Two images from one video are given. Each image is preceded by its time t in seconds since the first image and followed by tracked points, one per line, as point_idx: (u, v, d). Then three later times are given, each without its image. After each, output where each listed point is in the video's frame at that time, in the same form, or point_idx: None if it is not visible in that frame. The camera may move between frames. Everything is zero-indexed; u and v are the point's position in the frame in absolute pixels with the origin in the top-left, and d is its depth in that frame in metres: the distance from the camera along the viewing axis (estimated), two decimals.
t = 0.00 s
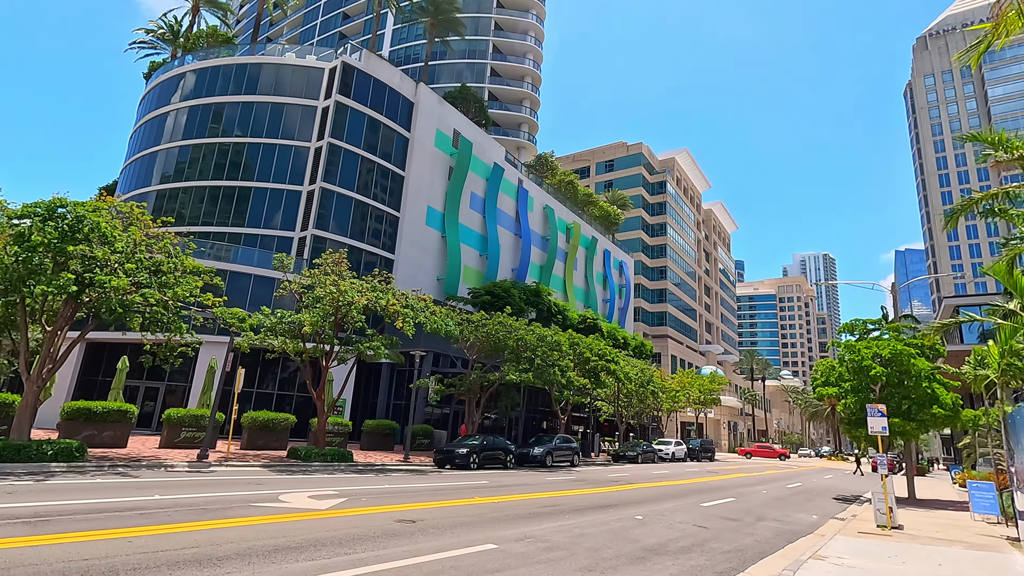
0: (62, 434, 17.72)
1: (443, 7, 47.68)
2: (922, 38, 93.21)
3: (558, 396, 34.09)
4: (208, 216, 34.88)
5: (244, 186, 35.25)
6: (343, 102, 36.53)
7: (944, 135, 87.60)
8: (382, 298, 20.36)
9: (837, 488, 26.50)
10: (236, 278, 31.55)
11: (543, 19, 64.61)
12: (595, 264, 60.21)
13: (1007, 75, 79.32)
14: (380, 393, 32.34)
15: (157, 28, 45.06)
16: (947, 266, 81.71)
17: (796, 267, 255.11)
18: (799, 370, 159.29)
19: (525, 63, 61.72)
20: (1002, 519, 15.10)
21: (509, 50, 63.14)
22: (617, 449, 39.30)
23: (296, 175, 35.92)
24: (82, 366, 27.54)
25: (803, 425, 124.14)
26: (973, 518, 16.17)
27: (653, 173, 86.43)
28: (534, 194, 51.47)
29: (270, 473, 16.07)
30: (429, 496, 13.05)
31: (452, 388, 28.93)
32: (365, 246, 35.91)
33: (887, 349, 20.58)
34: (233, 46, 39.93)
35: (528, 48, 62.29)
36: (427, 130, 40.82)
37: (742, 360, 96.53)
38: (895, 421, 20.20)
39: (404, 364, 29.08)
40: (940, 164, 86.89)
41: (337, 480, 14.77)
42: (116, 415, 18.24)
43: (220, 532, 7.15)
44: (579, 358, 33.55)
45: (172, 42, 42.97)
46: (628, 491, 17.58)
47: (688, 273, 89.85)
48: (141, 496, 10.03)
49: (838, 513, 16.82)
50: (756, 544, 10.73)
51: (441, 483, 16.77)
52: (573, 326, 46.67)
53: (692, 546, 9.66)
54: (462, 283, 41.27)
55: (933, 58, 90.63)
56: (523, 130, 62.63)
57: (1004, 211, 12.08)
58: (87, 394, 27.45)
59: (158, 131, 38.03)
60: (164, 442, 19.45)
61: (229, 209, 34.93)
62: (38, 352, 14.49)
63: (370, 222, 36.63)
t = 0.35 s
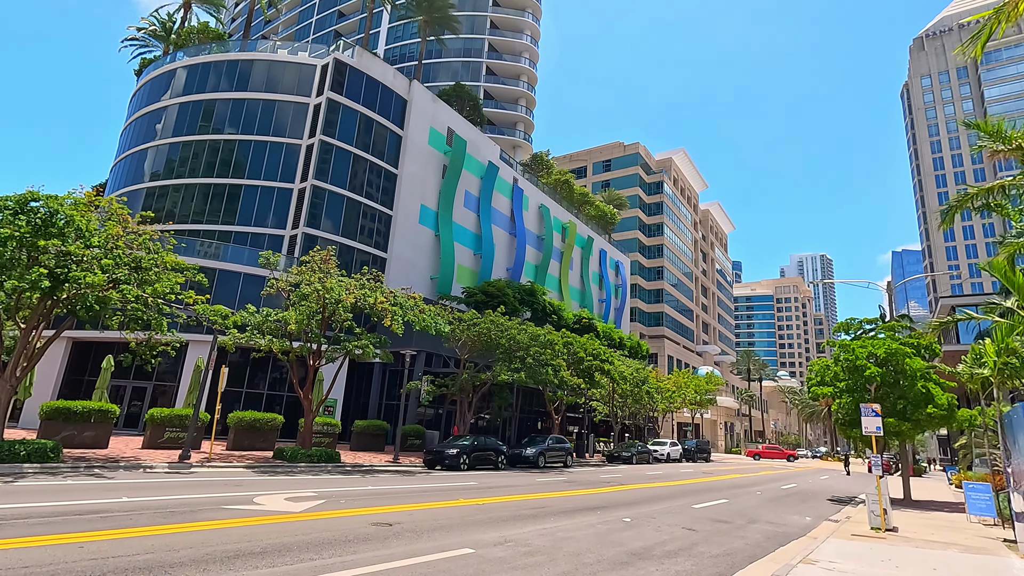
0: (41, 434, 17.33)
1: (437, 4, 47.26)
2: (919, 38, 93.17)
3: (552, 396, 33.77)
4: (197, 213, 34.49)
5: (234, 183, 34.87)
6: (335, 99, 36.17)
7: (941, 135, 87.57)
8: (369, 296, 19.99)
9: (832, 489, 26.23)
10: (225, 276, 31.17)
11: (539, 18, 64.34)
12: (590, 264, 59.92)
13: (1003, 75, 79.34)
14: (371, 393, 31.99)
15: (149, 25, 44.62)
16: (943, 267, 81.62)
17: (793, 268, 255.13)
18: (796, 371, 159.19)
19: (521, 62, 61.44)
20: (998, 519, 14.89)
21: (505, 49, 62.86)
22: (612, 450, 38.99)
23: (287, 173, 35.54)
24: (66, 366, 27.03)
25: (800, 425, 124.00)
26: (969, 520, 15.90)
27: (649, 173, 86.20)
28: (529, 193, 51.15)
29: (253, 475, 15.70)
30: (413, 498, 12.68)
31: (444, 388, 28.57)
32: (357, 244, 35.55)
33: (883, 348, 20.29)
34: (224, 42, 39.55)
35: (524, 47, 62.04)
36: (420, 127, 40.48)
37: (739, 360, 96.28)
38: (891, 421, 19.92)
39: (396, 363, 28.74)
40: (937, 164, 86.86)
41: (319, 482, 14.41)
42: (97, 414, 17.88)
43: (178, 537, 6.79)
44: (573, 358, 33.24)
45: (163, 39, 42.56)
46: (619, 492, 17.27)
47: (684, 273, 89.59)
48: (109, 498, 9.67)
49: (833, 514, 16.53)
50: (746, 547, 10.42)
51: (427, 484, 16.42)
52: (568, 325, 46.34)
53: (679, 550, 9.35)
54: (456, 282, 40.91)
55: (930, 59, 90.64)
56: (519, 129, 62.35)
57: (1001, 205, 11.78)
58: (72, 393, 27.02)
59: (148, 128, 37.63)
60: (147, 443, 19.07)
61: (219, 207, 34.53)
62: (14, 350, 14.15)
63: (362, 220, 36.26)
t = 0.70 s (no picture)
0: (21, 434, 16.95)
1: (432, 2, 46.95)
2: (917, 39, 93.03)
3: (547, 397, 33.43)
4: (189, 211, 34.15)
5: (227, 181, 34.51)
6: (329, 97, 35.86)
7: (939, 136, 87.40)
8: (359, 294, 19.62)
9: (831, 490, 25.88)
10: (215, 275, 30.81)
11: (536, 18, 64.09)
12: (588, 264, 59.59)
13: (1002, 76, 79.25)
14: (365, 394, 31.64)
15: (142, 23, 44.28)
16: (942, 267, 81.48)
17: (792, 270, 254.95)
18: (795, 373, 158.88)
19: (518, 61, 61.21)
20: (999, 521, 14.54)
21: (502, 48, 62.62)
22: (609, 451, 38.65)
23: (280, 171, 35.22)
24: (54, 366, 26.61)
25: (799, 427, 123.69)
26: (970, 521, 15.58)
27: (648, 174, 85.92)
28: (525, 193, 50.82)
29: (237, 476, 15.34)
30: (398, 499, 12.30)
31: (438, 388, 28.23)
32: (351, 243, 35.21)
33: (881, 347, 19.95)
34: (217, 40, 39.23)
35: (521, 46, 61.81)
36: (415, 126, 40.14)
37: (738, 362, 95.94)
38: (889, 420, 19.59)
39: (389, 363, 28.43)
40: (935, 165, 86.67)
41: (304, 483, 14.06)
42: (79, 414, 17.51)
43: (138, 540, 6.44)
44: (568, 357, 32.88)
45: (156, 37, 42.22)
46: (613, 493, 16.93)
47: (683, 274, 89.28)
48: (79, 499, 9.33)
49: (830, 516, 16.21)
50: (740, 549, 10.10)
51: (416, 485, 16.07)
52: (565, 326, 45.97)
53: (670, 552, 9.02)
54: (451, 282, 40.55)
55: (928, 60, 90.49)
56: (516, 129, 62.12)
57: (1002, 198, 11.38)
58: (61, 393, 26.71)
59: (141, 126, 37.29)
60: (132, 443, 18.68)
61: (211, 205, 34.18)
62: None
63: (356, 219, 35.93)
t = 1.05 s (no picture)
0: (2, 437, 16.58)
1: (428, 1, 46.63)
2: (915, 41, 92.87)
3: (543, 399, 33.05)
4: (181, 211, 33.80)
5: (219, 181, 34.17)
6: (323, 96, 35.54)
7: (938, 138, 87.16)
8: (349, 293, 19.25)
9: (830, 492, 25.51)
10: (206, 276, 30.45)
11: (533, 18, 63.87)
12: (586, 265, 59.26)
13: (1000, 78, 79.08)
14: (359, 396, 31.27)
15: (137, 22, 44.00)
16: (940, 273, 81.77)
17: (792, 272, 254.72)
18: (795, 375, 158.50)
19: (516, 61, 61.00)
20: (1003, 524, 14.14)
21: (499, 48, 62.36)
22: (606, 453, 38.26)
23: (273, 170, 34.88)
24: (41, 368, 26.22)
25: (798, 429, 123.33)
26: (972, 525, 15.20)
27: (646, 175, 85.63)
28: (522, 194, 50.50)
29: (221, 479, 14.98)
30: (383, 503, 11.91)
31: (432, 389, 27.85)
32: (345, 243, 34.85)
33: (882, 346, 19.58)
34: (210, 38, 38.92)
35: (519, 46, 61.56)
36: (410, 125, 39.83)
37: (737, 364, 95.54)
38: (889, 422, 19.22)
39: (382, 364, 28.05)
40: (934, 167, 86.43)
41: (287, 486, 13.69)
42: (62, 416, 17.13)
43: (90, 549, 6.08)
44: (564, 359, 32.49)
45: (150, 36, 41.93)
46: (607, 496, 16.57)
47: (682, 275, 88.89)
48: (44, 503, 8.97)
49: (829, 520, 15.86)
50: (735, 555, 9.73)
51: (405, 488, 15.69)
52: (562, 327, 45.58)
53: (659, 559, 8.66)
54: (446, 283, 40.19)
55: (926, 62, 90.27)
56: (513, 130, 61.89)
57: (1003, 191, 11.01)
58: (49, 395, 26.37)
59: (133, 126, 36.98)
60: (116, 446, 18.28)
61: (202, 205, 33.83)
62: None
63: (350, 219, 35.57)
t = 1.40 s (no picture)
0: None
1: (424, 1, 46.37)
2: (913, 44, 92.86)
3: (539, 402, 32.68)
4: (173, 212, 33.49)
5: (211, 182, 33.85)
6: (316, 96, 35.24)
7: (937, 140, 87.02)
8: (339, 293, 18.91)
9: (829, 496, 25.14)
10: (198, 277, 30.12)
11: (531, 19, 63.77)
12: (583, 267, 58.93)
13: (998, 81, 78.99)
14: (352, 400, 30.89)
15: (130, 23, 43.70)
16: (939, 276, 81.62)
17: (791, 274, 254.61)
18: (794, 378, 158.12)
19: (512, 63, 60.88)
20: (1005, 528, 13.91)
21: (496, 50, 62.22)
22: (603, 456, 37.87)
23: (266, 171, 34.57)
24: (29, 370, 25.82)
25: (798, 432, 122.93)
26: (974, 530, 14.85)
27: (645, 177, 85.40)
28: (519, 195, 50.20)
29: (204, 483, 14.58)
30: (365, 508, 11.50)
31: (426, 392, 27.48)
32: (339, 244, 34.50)
33: (880, 347, 19.24)
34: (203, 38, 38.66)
35: (516, 48, 61.41)
36: (406, 125, 39.53)
37: (736, 367, 95.13)
38: (889, 424, 18.89)
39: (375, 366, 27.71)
40: (933, 169, 86.26)
41: (269, 491, 13.31)
42: (43, 419, 16.76)
43: (38, 561, 5.70)
44: (560, 361, 32.13)
45: (144, 37, 41.64)
46: (600, 501, 16.20)
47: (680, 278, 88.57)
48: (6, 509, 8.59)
49: (828, 525, 15.50)
50: (729, 562, 9.37)
51: (392, 493, 15.30)
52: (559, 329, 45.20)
53: (649, 566, 8.29)
54: (442, 284, 39.84)
55: (924, 64, 90.17)
56: (510, 131, 61.71)
57: (1006, 184, 10.68)
58: (37, 398, 25.97)
59: (126, 126, 36.68)
60: (100, 449, 17.91)
61: (195, 205, 33.51)
62: None
63: (344, 220, 35.21)
